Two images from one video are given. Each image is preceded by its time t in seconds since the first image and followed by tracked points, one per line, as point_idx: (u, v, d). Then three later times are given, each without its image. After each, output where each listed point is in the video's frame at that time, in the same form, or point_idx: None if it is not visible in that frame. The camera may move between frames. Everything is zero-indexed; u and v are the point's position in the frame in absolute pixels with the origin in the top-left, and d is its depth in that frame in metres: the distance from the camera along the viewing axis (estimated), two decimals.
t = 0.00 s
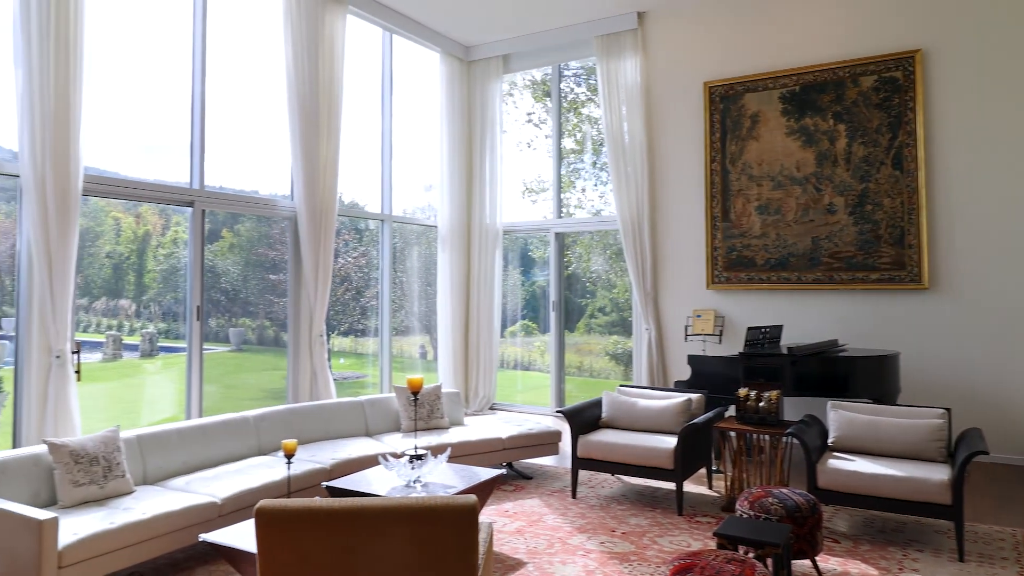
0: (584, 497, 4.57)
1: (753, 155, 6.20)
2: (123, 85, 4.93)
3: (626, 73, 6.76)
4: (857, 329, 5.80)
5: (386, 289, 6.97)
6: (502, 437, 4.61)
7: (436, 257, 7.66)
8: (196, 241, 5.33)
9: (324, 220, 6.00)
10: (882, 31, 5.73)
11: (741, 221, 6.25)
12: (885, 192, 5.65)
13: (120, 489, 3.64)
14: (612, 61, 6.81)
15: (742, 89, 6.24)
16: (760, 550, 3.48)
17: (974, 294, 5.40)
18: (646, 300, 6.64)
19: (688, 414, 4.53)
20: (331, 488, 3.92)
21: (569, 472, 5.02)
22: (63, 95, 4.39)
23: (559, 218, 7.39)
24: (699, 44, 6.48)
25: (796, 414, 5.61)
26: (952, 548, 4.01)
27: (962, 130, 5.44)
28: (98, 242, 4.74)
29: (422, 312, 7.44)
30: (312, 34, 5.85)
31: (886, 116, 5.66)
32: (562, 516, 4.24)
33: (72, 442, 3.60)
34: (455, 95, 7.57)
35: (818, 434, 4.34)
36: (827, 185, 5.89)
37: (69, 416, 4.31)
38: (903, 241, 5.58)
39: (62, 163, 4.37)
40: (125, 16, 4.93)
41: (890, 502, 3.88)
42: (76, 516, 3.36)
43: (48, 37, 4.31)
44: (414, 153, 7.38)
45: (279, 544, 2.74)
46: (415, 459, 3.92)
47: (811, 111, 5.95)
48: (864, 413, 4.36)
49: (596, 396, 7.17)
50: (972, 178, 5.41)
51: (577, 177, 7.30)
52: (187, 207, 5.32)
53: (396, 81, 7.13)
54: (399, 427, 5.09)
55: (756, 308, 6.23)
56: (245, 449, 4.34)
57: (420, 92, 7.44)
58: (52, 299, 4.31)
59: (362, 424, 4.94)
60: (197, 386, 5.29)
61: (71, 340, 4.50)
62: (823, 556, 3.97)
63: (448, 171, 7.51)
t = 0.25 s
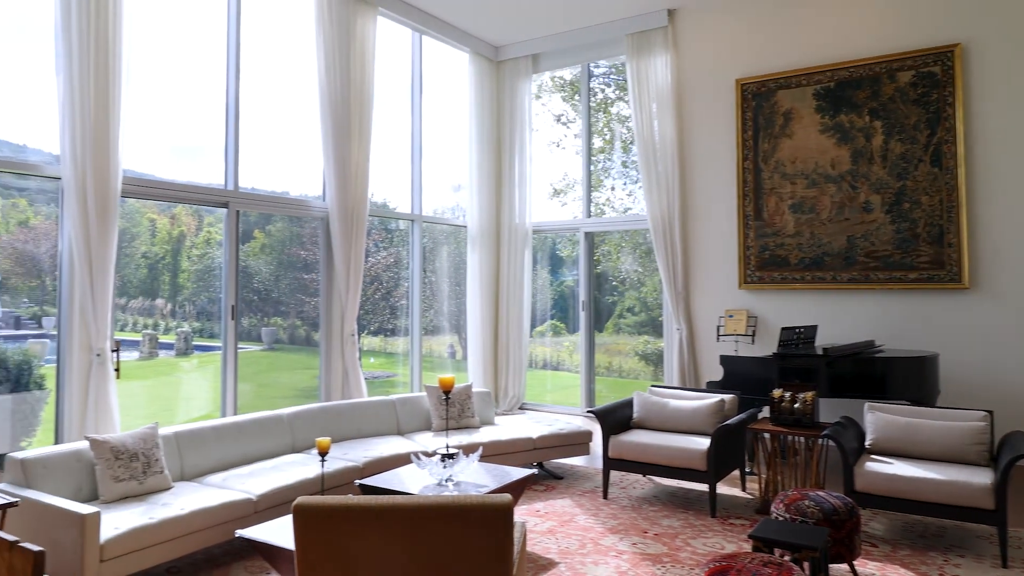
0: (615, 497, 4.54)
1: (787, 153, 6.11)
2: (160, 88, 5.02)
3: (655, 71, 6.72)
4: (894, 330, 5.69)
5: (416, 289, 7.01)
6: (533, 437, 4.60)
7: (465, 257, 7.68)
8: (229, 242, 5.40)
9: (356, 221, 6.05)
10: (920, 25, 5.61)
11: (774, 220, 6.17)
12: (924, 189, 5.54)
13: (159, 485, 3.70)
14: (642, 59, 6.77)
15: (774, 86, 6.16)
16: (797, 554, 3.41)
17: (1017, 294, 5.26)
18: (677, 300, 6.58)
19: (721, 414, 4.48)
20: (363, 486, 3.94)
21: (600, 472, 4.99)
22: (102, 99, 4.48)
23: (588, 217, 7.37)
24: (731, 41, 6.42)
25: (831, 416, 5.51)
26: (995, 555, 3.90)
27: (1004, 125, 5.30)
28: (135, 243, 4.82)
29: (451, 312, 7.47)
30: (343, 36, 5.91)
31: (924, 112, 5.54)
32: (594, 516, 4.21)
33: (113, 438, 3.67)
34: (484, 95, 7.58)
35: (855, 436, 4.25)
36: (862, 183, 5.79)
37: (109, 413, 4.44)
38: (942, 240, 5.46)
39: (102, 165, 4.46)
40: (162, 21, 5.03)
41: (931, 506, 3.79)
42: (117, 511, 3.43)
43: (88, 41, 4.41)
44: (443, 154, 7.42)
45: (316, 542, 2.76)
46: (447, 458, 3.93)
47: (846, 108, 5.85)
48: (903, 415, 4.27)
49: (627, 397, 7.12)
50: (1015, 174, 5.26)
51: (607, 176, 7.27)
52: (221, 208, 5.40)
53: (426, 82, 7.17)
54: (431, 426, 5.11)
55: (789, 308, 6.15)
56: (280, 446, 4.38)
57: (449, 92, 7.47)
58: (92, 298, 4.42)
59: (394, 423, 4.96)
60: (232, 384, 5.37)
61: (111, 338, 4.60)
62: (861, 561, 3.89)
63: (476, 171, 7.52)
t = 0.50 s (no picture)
0: (645, 498, 4.51)
1: (819, 150, 6.02)
2: (194, 90, 5.10)
3: (684, 69, 6.67)
4: (931, 330, 5.57)
5: (444, 288, 7.04)
6: (563, 437, 4.58)
7: (493, 256, 7.69)
8: (260, 242, 5.47)
9: (385, 221, 6.09)
10: (958, 19, 5.50)
11: (807, 219, 6.09)
12: (961, 186, 5.42)
13: (194, 482, 3.76)
14: (671, 57, 6.72)
15: (806, 83, 6.07)
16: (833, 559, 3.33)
17: None
18: (707, 300, 6.52)
19: (753, 416, 4.42)
20: (394, 485, 3.95)
21: (629, 473, 4.96)
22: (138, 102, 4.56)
23: (616, 216, 7.33)
24: (761, 38, 6.35)
25: (865, 418, 5.42)
26: None
27: None
28: (168, 243, 4.90)
29: (479, 311, 7.48)
30: (372, 37, 5.95)
31: (962, 108, 5.42)
32: (624, 517, 4.19)
33: (150, 435, 3.73)
34: (511, 95, 7.58)
35: (892, 439, 4.17)
36: (897, 180, 5.68)
37: (146, 410, 4.53)
38: (981, 238, 5.33)
39: (138, 167, 4.55)
40: (196, 24, 5.10)
41: (971, 510, 3.70)
42: (154, 506, 3.48)
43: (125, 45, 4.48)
44: (470, 154, 7.44)
45: (351, 541, 2.79)
46: (477, 458, 3.93)
47: (881, 104, 5.74)
48: (941, 417, 4.18)
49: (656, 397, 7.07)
50: None
51: (635, 175, 7.23)
52: (253, 209, 5.48)
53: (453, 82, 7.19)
54: (460, 425, 5.12)
55: (822, 308, 6.06)
56: (311, 444, 4.42)
57: (476, 93, 7.49)
58: (128, 297, 4.51)
59: (423, 422, 4.98)
60: (264, 382, 5.43)
61: (147, 337, 4.68)
62: (898, 566, 3.81)
63: (503, 171, 7.53)
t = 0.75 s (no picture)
0: (675, 500, 4.47)
1: (852, 148, 5.92)
2: (226, 92, 5.17)
3: (713, 67, 6.60)
4: (968, 331, 5.45)
5: (471, 288, 7.06)
6: (592, 437, 4.56)
7: (520, 256, 7.69)
8: (289, 243, 5.52)
9: (413, 221, 6.12)
10: (997, 12, 5.37)
11: (839, 218, 5.99)
12: (1000, 183, 5.29)
13: (228, 479, 3.80)
14: (699, 54, 6.66)
15: (838, 79, 5.98)
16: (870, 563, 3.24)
17: None
18: (737, 300, 6.45)
19: (785, 417, 4.36)
20: (424, 484, 3.96)
21: (659, 474, 4.93)
22: (172, 104, 4.63)
23: (644, 216, 7.29)
24: (792, 34, 6.27)
25: (901, 420, 5.32)
26: None
27: None
28: (199, 244, 4.96)
29: (506, 312, 7.49)
30: (400, 39, 5.99)
31: (1001, 103, 5.29)
32: (654, 519, 4.15)
33: (184, 432, 3.79)
34: (537, 94, 7.57)
35: (929, 441, 4.08)
36: (933, 178, 5.57)
37: (179, 408, 4.60)
38: (1021, 236, 5.21)
39: (172, 168, 4.62)
40: (227, 27, 5.17)
41: (1012, 515, 3.60)
42: (189, 502, 3.53)
43: (159, 49, 4.56)
44: (497, 154, 7.45)
45: (385, 541, 2.80)
46: (506, 457, 3.92)
47: (915, 100, 5.63)
48: (980, 420, 4.08)
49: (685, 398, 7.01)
50: None
51: (663, 174, 7.18)
52: (283, 209, 5.54)
53: (479, 82, 7.21)
54: (488, 425, 5.13)
55: (854, 308, 5.96)
56: (342, 443, 4.45)
57: (502, 93, 7.50)
58: (162, 296, 4.59)
59: (452, 421, 4.99)
60: (294, 381, 5.49)
61: (180, 336, 4.76)
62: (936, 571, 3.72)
63: (530, 171, 7.53)
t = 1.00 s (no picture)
0: (704, 502, 4.42)
1: (885, 145, 5.82)
2: (257, 94, 5.24)
3: (741, 65, 6.54)
4: (1006, 332, 5.31)
5: (498, 288, 7.06)
6: (619, 438, 4.54)
7: (546, 256, 7.69)
8: (317, 243, 5.58)
9: (440, 221, 6.14)
10: None
11: (872, 216, 5.89)
12: None
13: (258, 477, 3.84)
14: (727, 52, 6.59)
15: (870, 76, 5.88)
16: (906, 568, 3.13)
17: None
18: (766, 300, 6.37)
19: (817, 419, 4.30)
20: (452, 483, 3.97)
21: (688, 476, 4.89)
22: (204, 106, 4.70)
23: (671, 215, 7.25)
24: (823, 30, 6.19)
25: (936, 422, 5.21)
26: None
27: None
28: (228, 245, 5.03)
29: (532, 312, 7.49)
30: (426, 40, 6.02)
31: None
32: (683, 520, 4.12)
33: (216, 430, 3.83)
34: (563, 94, 7.56)
35: (966, 444, 3.98)
36: (969, 175, 5.46)
37: (211, 406, 4.67)
38: None
39: (204, 169, 4.69)
40: (257, 30, 5.24)
41: None
42: (221, 500, 3.58)
43: (191, 52, 4.63)
44: (522, 153, 7.45)
45: (416, 541, 2.81)
46: (534, 458, 3.91)
47: (951, 96, 5.52)
48: (1020, 423, 3.98)
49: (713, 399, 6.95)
50: None
51: (690, 173, 7.13)
52: (312, 210, 5.59)
53: (505, 82, 7.22)
54: (515, 425, 5.12)
55: (887, 308, 5.86)
56: (370, 442, 4.48)
57: (527, 93, 7.50)
58: (195, 296, 4.66)
59: (479, 421, 5.00)
60: (322, 380, 5.54)
61: (212, 336, 4.83)
62: None
63: (556, 170, 7.51)
